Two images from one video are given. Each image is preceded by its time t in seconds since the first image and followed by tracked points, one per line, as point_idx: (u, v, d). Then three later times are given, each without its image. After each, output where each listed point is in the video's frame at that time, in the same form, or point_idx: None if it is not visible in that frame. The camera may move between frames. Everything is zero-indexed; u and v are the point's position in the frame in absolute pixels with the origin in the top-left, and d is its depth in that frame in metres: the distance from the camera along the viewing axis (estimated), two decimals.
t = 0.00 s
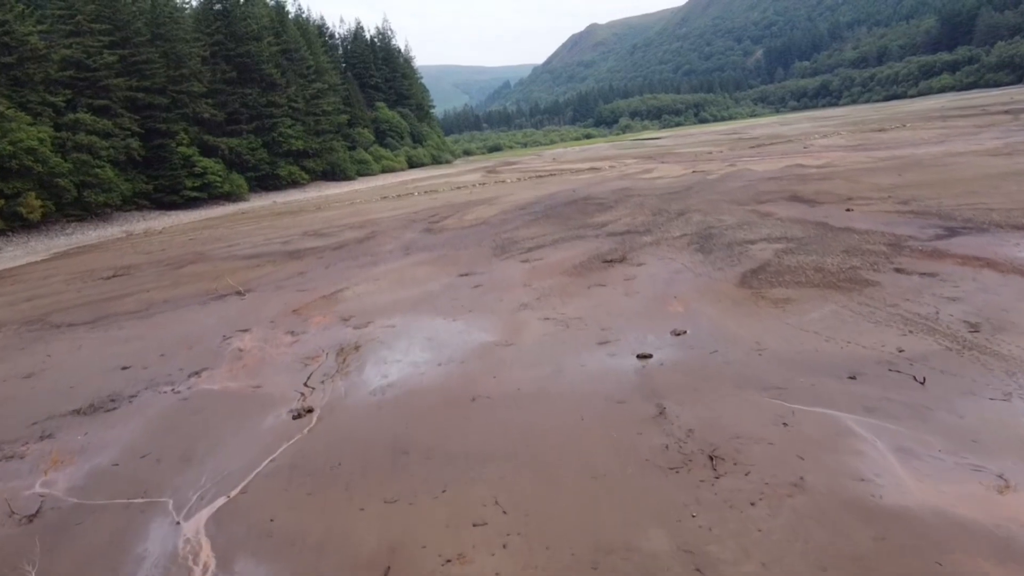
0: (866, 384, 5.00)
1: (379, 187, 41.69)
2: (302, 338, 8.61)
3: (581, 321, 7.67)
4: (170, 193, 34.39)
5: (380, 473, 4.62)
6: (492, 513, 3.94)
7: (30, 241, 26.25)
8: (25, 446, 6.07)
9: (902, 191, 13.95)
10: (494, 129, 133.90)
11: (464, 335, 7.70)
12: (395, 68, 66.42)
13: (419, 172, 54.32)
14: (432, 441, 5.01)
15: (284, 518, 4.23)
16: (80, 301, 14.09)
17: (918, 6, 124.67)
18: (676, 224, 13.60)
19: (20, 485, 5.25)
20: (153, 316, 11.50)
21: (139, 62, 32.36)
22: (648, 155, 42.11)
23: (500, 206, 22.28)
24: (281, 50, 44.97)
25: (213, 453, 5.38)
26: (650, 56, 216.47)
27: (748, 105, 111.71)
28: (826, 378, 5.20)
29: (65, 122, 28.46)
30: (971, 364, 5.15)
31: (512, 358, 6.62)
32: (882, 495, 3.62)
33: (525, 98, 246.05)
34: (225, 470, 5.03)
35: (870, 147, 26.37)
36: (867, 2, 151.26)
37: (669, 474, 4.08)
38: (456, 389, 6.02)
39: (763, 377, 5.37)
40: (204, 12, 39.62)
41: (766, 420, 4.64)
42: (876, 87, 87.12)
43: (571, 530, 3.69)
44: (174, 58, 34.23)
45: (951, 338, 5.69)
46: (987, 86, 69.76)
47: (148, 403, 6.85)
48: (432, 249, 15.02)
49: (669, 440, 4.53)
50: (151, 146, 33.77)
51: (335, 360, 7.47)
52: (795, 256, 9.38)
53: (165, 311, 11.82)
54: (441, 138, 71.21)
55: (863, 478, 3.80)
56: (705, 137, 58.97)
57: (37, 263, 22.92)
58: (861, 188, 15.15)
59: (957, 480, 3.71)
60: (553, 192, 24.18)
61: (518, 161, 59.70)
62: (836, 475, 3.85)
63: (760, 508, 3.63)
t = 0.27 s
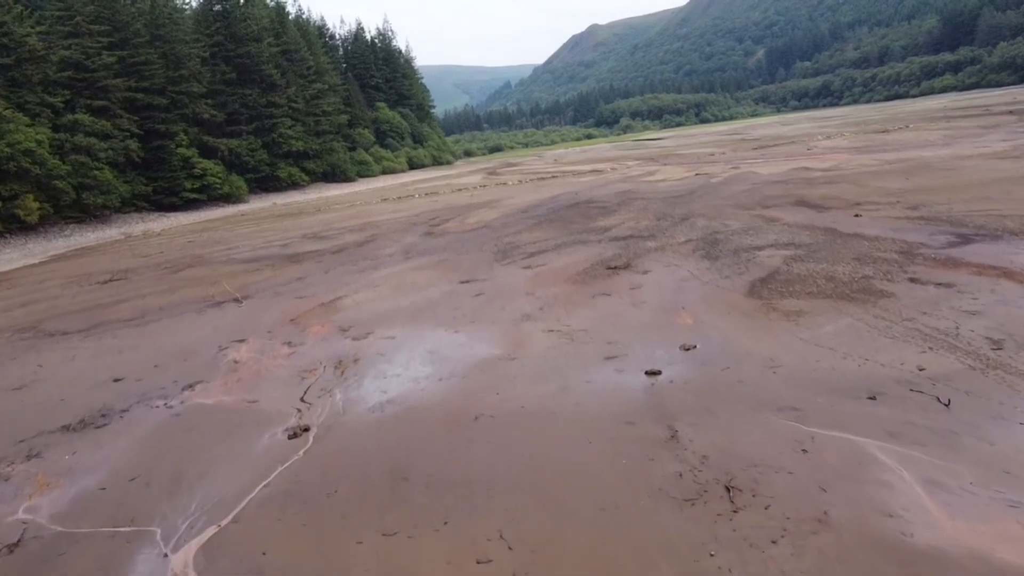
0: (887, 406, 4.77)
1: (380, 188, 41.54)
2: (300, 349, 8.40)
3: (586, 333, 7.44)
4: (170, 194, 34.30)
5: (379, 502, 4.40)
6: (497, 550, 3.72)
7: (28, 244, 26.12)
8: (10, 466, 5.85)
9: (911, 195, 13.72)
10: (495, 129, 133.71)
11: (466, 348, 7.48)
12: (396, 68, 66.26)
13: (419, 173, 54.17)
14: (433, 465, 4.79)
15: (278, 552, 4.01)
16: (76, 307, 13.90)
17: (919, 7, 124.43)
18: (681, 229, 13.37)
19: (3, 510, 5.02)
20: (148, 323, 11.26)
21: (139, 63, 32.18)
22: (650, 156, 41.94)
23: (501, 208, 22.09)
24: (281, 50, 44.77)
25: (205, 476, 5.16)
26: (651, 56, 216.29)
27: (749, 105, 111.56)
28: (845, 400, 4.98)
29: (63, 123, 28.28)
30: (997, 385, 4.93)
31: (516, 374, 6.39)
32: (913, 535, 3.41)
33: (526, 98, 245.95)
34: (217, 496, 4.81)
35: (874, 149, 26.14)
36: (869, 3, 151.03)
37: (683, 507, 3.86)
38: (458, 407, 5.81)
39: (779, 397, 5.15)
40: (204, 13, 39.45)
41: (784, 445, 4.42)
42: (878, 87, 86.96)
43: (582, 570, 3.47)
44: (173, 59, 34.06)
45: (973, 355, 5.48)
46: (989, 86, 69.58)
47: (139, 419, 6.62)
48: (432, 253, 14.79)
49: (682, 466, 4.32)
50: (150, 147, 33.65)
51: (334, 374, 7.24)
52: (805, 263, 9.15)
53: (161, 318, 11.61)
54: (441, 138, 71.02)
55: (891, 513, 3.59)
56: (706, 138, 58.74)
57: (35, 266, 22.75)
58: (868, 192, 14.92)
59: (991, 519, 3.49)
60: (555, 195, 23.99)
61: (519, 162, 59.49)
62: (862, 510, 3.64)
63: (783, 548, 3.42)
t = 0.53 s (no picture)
0: (911, 430, 4.55)
1: (380, 188, 41.38)
2: (298, 360, 8.18)
3: (592, 344, 7.23)
4: (169, 195, 34.21)
5: (377, 534, 4.19)
6: None
7: (26, 246, 26.00)
8: None
9: (919, 200, 13.50)
10: (495, 129, 133.56)
11: (468, 360, 7.26)
12: (397, 68, 66.09)
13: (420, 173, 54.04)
14: (435, 492, 4.58)
15: None
16: (71, 312, 13.71)
17: (921, 6, 124.18)
18: (686, 234, 13.17)
19: None
20: (143, 331, 11.04)
21: (138, 63, 32.00)
22: (652, 157, 41.77)
23: (502, 211, 21.91)
24: (281, 50, 44.56)
25: (196, 501, 4.95)
26: (652, 55, 216.06)
27: (751, 105, 111.38)
28: (866, 422, 4.77)
29: (62, 124, 28.12)
30: None
31: (520, 390, 6.17)
32: None
33: (527, 98, 245.75)
34: (207, 523, 4.60)
35: (879, 150, 25.91)
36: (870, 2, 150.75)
37: (700, 543, 3.65)
38: (460, 425, 5.59)
39: (795, 418, 4.94)
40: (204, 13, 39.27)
41: (804, 472, 4.21)
42: (879, 87, 86.73)
43: None
44: (172, 59, 33.88)
45: (997, 374, 5.27)
46: (991, 86, 69.39)
47: (130, 435, 6.40)
48: (433, 258, 14.57)
49: (696, 496, 4.10)
50: (149, 148, 33.53)
51: (332, 387, 7.02)
52: (815, 271, 8.93)
53: (157, 325, 11.41)
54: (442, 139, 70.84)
55: (922, 553, 3.38)
56: (708, 138, 58.57)
57: (32, 268, 22.60)
58: (875, 196, 14.71)
59: None
60: (557, 197, 23.80)
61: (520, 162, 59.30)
62: (891, 549, 3.43)
63: None
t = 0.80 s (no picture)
0: (936, 456, 4.34)
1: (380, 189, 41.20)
2: (295, 371, 7.97)
3: (598, 358, 7.01)
4: (168, 196, 34.05)
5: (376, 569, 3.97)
6: None
7: (23, 247, 25.85)
8: None
9: (927, 204, 13.30)
10: (496, 129, 133.36)
11: (470, 374, 7.04)
12: (397, 68, 65.90)
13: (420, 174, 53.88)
14: (436, 523, 4.36)
15: None
16: (66, 317, 13.51)
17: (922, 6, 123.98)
18: (691, 239, 12.96)
19: None
20: (138, 339, 10.82)
21: (136, 63, 31.81)
22: (653, 158, 41.59)
23: (503, 213, 21.71)
24: (280, 50, 44.34)
25: (186, 528, 4.73)
26: (652, 55, 215.81)
27: (751, 105, 111.20)
28: (889, 446, 4.56)
29: (59, 125, 27.96)
30: None
31: (525, 407, 5.95)
32: None
33: (527, 98, 245.55)
34: (197, 554, 4.38)
35: (883, 152, 25.71)
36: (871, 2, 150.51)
37: None
38: (462, 446, 5.37)
39: (813, 442, 4.71)
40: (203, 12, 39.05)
41: (827, 503, 3.99)
42: (880, 87, 86.53)
43: None
44: (171, 59, 33.72)
45: None
46: (993, 86, 69.22)
47: (120, 453, 6.18)
48: (434, 262, 14.37)
49: (713, 529, 3.88)
50: (148, 148, 33.38)
51: (329, 401, 6.80)
52: (826, 280, 8.72)
53: (152, 333, 11.20)
54: (442, 139, 70.63)
55: None
56: (709, 138, 58.40)
57: (29, 270, 22.43)
58: (883, 200, 14.51)
59: None
60: (559, 199, 23.60)
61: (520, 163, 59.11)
62: None
63: None
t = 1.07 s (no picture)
0: (967, 487, 4.12)
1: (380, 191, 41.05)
2: (291, 385, 7.75)
3: (603, 373, 6.78)
4: (167, 198, 33.91)
5: None
6: None
7: (20, 250, 25.70)
8: None
9: (937, 209, 13.09)
10: (496, 129, 133.20)
11: (471, 390, 6.81)
12: (397, 68, 65.77)
13: (420, 175, 53.76)
14: (439, 558, 4.14)
15: None
16: (61, 324, 13.28)
17: (923, 6, 124.05)
18: (696, 245, 12.76)
19: None
20: (132, 348, 10.59)
21: (134, 65, 31.72)
22: (654, 159, 41.43)
23: (504, 216, 21.51)
24: (280, 51, 44.17)
25: (175, 562, 4.50)
26: (653, 55, 215.76)
27: (752, 105, 111.09)
28: (916, 475, 4.32)
29: (57, 126, 27.81)
30: None
31: (529, 428, 5.73)
32: None
33: (527, 98, 246.04)
34: None
35: (887, 155, 25.52)
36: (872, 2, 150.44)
37: None
38: (465, 470, 5.15)
39: (833, 469, 4.49)
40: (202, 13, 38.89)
41: (852, 540, 3.76)
42: (881, 88, 86.43)
43: None
44: (170, 60, 33.63)
45: None
46: (994, 87, 69.17)
47: (109, 474, 5.96)
48: (434, 268, 14.15)
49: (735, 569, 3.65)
50: (147, 150, 33.27)
51: (327, 419, 6.58)
52: (837, 290, 8.50)
53: (147, 342, 10.97)
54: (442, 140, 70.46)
55: None
56: (710, 139, 58.24)
57: (26, 274, 22.26)
58: (891, 205, 14.30)
59: None
60: (560, 202, 23.41)
61: (521, 164, 58.95)
62: None
63: None
